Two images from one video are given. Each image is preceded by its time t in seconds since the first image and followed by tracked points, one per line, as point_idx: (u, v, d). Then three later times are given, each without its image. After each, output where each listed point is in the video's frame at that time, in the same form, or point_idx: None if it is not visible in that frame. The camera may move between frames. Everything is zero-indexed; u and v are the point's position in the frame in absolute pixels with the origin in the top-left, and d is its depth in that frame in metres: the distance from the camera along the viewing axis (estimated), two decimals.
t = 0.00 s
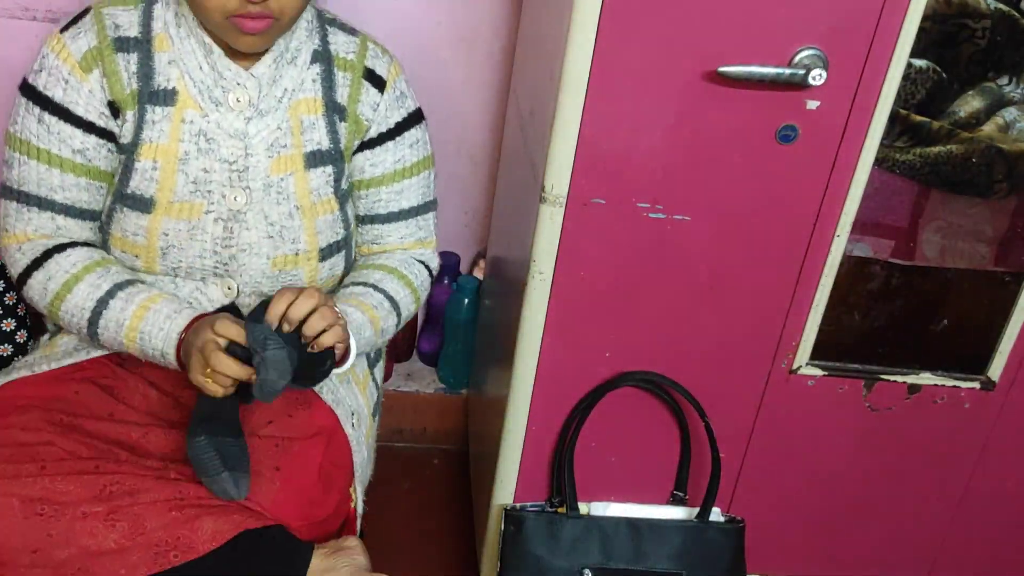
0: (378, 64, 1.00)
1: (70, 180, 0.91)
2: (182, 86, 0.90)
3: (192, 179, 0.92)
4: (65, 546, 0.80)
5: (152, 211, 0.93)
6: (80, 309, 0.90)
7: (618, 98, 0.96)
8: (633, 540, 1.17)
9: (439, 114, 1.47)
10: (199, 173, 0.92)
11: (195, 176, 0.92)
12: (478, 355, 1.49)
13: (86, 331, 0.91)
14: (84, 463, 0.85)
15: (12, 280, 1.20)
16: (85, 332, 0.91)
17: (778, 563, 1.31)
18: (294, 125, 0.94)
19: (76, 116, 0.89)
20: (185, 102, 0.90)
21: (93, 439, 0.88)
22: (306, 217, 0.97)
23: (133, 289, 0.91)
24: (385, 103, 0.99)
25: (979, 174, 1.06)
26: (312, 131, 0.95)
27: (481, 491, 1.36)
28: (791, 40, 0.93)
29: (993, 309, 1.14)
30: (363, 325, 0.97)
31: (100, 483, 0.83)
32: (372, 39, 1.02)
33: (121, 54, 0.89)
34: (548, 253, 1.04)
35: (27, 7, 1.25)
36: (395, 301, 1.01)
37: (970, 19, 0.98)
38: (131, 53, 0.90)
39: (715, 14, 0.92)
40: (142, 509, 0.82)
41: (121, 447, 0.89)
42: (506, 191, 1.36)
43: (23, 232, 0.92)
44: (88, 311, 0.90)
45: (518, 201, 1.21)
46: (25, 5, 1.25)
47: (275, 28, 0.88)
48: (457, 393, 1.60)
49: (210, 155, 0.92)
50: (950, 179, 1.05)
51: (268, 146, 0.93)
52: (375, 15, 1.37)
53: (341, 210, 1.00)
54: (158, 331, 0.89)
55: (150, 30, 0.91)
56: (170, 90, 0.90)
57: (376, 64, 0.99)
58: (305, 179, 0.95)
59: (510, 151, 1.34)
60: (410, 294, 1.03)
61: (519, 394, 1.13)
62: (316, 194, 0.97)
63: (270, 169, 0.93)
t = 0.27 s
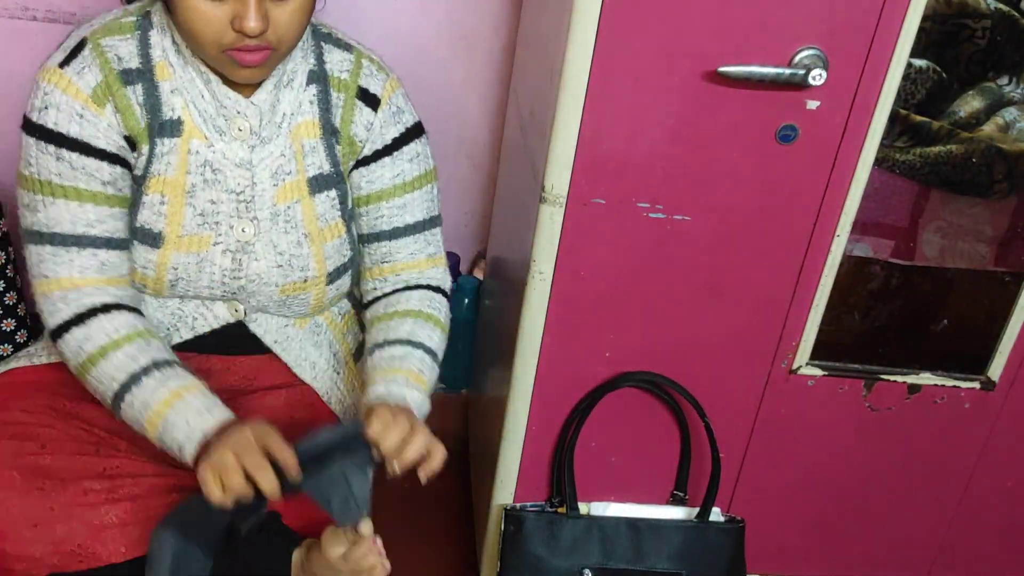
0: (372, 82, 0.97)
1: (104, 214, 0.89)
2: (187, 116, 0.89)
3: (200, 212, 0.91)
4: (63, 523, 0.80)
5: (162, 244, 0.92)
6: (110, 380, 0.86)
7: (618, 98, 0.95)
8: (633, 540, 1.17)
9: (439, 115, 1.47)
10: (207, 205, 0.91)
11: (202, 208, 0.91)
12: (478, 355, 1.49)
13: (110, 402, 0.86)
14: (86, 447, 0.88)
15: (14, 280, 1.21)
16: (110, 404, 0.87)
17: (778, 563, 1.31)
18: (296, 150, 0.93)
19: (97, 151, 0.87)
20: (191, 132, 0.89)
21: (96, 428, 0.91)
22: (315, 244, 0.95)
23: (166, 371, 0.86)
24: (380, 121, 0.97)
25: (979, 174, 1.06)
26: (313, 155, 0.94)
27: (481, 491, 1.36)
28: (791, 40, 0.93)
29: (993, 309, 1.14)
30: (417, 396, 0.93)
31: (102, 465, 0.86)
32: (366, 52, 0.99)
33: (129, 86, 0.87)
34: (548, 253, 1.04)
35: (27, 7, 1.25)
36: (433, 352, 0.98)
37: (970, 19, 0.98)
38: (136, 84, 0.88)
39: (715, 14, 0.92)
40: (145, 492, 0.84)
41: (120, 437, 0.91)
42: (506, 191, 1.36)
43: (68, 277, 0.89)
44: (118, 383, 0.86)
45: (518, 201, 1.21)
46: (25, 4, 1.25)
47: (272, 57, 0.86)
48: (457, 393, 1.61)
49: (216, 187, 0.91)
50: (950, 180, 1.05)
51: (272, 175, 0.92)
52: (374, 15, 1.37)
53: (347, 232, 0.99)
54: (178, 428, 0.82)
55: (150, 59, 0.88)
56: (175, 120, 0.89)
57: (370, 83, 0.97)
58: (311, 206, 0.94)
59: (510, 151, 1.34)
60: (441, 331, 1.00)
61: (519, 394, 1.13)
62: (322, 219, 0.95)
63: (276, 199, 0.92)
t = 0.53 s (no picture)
0: (365, 102, 0.95)
1: (128, 267, 0.87)
2: (183, 165, 0.89)
3: (204, 260, 0.91)
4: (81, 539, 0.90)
5: (170, 295, 0.92)
6: (156, 473, 0.90)
7: (618, 98, 0.95)
8: (633, 540, 1.17)
9: (439, 116, 1.46)
10: (210, 252, 0.91)
11: (206, 256, 0.91)
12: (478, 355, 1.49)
13: (149, 486, 0.90)
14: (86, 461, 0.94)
15: (15, 280, 1.21)
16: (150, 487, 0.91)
17: (778, 563, 1.31)
18: (294, 185, 0.93)
19: (111, 208, 0.86)
20: (188, 181, 0.89)
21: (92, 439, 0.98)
22: (319, 277, 0.97)
23: (210, 479, 0.91)
24: (376, 145, 0.95)
25: (979, 174, 1.06)
26: (311, 188, 0.94)
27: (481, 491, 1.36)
28: (791, 40, 0.93)
29: (993, 309, 1.14)
30: (412, 445, 0.98)
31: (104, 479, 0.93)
32: (358, 68, 0.96)
33: (126, 140, 0.86)
34: (548, 253, 1.04)
35: (27, 7, 1.25)
36: (432, 393, 1.01)
37: (970, 19, 0.98)
38: (130, 138, 0.86)
39: (715, 14, 0.92)
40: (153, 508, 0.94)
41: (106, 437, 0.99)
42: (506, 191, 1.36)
43: (109, 343, 0.87)
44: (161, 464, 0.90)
45: (518, 201, 1.22)
46: (25, 4, 1.25)
47: (254, 109, 0.87)
48: (457, 394, 1.60)
49: (219, 233, 0.91)
50: (950, 180, 1.05)
51: (273, 215, 0.92)
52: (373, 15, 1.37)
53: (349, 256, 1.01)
54: (217, 549, 0.90)
55: (138, 107, 0.87)
56: (171, 170, 0.88)
57: (364, 104, 0.95)
58: (314, 240, 0.95)
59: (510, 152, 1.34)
60: (443, 363, 1.03)
61: (520, 394, 1.13)
62: (325, 251, 0.97)
63: (278, 238, 0.93)
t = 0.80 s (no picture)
0: (375, 130, 0.94)
1: (88, 284, 0.88)
2: (178, 186, 0.88)
3: (196, 281, 0.91)
4: (68, 543, 0.89)
5: (159, 312, 0.92)
6: (110, 470, 0.89)
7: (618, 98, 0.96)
8: (633, 540, 1.17)
9: (439, 116, 1.47)
10: (203, 274, 0.90)
11: (199, 277, 0.91)
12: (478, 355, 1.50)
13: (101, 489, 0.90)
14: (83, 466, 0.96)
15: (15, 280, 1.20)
16: (103, 487, 0.90)
17: (778, 563, 1.31)
18: (295, 213, 0.92)
19: (89, 224, 0.86)
20: (182, 203, 0.88)
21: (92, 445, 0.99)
22: (317, 299, 0.97)
23: (172, 460, 0.91)
24: (387, 173, 0.94)
25: (979, 174, 1.06)
26: (313, 215, 0.93)
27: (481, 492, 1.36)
28: (791, 40, 0.93)
29: (993, 308, 1.14)
30: (427, 433, 0.99)
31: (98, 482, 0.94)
32: (367, 94, 0.95)
33: (117, 156, 0.86)
34: (549, 253, 1.04)
35: (27, 7, 1.25)
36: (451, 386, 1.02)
37: (970, 19, 0.98)
38: (124, 154, 0.86)
39: (715, 14, 0.92)
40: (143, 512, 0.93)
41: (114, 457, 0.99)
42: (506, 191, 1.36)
43: (49, 352, 0.88)
44: (115, 460, 0.89)
45: (517, 201, 1.22)
46: (25, 4, 1.25)
47: (269, 150, 0.86)
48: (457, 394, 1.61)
49: (213, 256, 0.90)
50: (950, 180, 1.05)
51: (270, 240, 0.91)
52: (373, 16, 1.37)
53: (350, 279, 1.00)
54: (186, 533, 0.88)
55: (136, 124, 0.86)
56: (165, 191, 0.88)
57: (373, 132, 0.94)
58: (313, 264, 0.95)
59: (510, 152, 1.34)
60: (462, 357, 1.04)
61: (520, 394, 1.13)
62: (324, 274, 0.96)
63: (275, 262, 0.92)
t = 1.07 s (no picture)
0: (372, 144, 0.93)
1: (73, 274, 0.87)
2: (171, 180, 0.87)
3: (182, 277, 0.90)
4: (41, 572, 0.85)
5: (144, 305, 0.91)
6: (86, 454, 0.89)
7: (618, 98, 0.96)
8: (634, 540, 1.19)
9: (439, 116, 1.46)
10: (190, 270, 0.89)
11: (185, 273, 0.89)
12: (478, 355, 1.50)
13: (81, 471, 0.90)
14: (60, 486, 0.91)
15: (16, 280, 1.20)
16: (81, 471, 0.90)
17: (778, 562, 1.31)
18: (287, 216, 0.91)
19: (74, 213, 0.85)
20: (174, 198, 0.87)
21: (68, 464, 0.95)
22: (303, 306, 0.95)
23: (144, 451, 0.90)
24: (378, 187, 0.93)
25: (979, 174, 1.06)
26: (305, 221, 0.92)
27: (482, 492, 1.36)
28: (791, 40, 0.93)
29: (993, 308, 1.14)
30: (458, 489, 0.98)
31: (74, 504, 0.90)
32: (369, 109, 0.94)
33: (110, 147, 0.85)
34: (549, 253, 1.04)
35: (27, 7, 1.25)
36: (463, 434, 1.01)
37: (970, 19, 0.97)
38: (118, 145, 0.85)
39: (715, 14, 0.92)
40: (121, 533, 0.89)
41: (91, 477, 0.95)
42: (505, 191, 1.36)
43: (31, 338, 0.88)
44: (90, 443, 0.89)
45: (517, 201, 1.22)
46: (25, 4, 1.25)
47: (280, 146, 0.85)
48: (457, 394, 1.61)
49: (201, 254, 0.89)
50: (950, 180, 1.05)
51: (260, 242, 0.90)
52: (373, 15, 1.37)
53: (340, 289, 0.99)
54: (162, 515, 0.88)
55: (135, 117, 0.85)
56: (158, 185, 0.87)
57: (370, 145, 0.93)
58: (301, 271, 0.93)
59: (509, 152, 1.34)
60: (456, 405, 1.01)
61: (519, 394, 1.13)
62: (312, 283, 0.95)
63: (263, 265, 0.91)
